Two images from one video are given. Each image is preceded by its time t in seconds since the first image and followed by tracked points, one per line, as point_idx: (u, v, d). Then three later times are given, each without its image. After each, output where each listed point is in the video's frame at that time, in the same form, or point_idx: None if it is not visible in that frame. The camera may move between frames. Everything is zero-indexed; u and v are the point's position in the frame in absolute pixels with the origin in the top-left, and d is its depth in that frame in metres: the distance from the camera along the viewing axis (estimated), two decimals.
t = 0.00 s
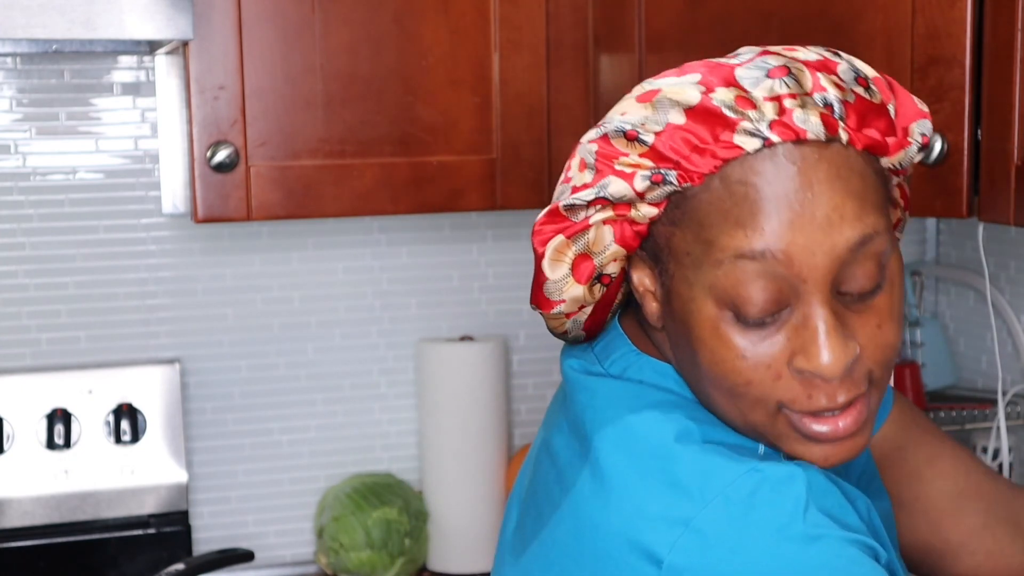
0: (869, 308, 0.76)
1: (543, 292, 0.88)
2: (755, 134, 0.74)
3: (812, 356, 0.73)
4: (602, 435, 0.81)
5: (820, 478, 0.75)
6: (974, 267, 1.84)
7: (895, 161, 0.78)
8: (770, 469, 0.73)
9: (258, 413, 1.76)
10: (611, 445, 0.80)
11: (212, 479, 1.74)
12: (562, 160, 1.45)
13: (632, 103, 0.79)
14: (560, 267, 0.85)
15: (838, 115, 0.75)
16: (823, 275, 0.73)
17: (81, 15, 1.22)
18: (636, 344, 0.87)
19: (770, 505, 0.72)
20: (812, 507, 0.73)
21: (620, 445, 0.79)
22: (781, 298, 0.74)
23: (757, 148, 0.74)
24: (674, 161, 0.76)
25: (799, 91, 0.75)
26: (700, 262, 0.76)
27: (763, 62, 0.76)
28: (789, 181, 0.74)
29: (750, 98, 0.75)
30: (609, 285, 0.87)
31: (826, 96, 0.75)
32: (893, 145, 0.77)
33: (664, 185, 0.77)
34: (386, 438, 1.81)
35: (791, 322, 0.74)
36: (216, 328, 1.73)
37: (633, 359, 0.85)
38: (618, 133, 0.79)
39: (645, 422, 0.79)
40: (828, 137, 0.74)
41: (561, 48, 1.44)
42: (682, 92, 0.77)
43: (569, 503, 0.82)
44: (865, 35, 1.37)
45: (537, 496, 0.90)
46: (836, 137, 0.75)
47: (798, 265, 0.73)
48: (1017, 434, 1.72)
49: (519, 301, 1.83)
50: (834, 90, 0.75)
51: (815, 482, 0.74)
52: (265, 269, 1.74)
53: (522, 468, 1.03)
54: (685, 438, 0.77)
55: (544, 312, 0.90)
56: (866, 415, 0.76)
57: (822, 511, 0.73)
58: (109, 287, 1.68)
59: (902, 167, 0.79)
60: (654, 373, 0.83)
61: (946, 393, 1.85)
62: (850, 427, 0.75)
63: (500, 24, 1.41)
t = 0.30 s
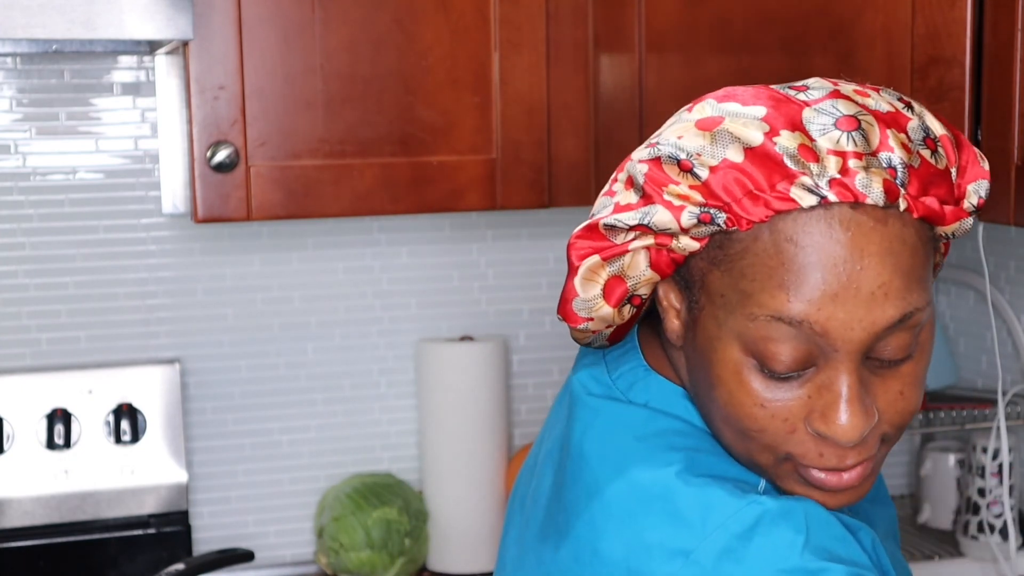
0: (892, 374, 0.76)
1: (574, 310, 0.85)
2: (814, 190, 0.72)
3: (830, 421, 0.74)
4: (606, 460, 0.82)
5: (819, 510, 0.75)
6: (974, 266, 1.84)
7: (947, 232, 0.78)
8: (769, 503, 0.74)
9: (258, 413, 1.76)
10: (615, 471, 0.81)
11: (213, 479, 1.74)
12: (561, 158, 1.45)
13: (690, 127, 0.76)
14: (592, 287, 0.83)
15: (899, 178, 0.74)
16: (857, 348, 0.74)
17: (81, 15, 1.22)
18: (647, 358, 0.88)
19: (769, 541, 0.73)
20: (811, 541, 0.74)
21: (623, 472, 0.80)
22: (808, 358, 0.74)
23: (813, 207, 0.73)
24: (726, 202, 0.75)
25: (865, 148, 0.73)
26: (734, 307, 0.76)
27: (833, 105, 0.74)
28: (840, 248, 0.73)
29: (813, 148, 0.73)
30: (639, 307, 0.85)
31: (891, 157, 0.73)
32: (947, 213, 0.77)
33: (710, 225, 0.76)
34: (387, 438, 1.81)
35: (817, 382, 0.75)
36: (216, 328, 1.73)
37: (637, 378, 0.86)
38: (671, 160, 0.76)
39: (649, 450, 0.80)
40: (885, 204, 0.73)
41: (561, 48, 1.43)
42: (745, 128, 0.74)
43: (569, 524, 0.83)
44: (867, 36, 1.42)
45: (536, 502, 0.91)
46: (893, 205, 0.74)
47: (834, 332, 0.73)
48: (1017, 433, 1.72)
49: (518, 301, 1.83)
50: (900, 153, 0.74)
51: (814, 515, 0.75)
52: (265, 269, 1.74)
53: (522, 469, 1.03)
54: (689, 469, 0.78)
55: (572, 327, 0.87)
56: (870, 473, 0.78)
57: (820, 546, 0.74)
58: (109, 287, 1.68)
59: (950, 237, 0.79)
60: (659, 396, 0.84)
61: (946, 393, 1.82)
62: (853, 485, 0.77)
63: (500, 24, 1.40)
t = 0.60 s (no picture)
0: (891, 384, 0.74)
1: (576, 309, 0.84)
2: (819, 200, 0.70)
3: (823, 433, 0.73)
4: (599, 462, 0.81)
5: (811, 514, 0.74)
6: (974, 266, 1.84)
7: (953, 245, 0.75)
8: (759, 505, 0.73)
9: (258, 413, 1.76)
10: (608, 473, 0.80)
11: (213, 479, 1.74)
12: (562, 156, 1.45)
13: (697, 129, 0.74)
14: (593, 286, 0.82)
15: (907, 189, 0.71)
16: (855, 362, 0.72)
17: (81, 15, 1.22)
18: (646, 360, 0.87)
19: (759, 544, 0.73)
20: (801, 545, 0.73)
21: (615, 474, 0.79)
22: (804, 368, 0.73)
23: (818, 215, 0.71)
24: (730, 208, 0.72)
25: (872, 158, 0.71)
26: (733, 313, 0.74)
27: (842, 113, 0.71)
28: (842, 260, 0.71)
29: (821, 156, 0.71)
30: (640, 306, 0.84)
31: (900, 167, 0.71)
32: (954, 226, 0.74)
33: (714, 229, 0.74)
34: (386, 438, 1.81)
35: (814, 392, 0.73)
36: (216, 328, 1.73)
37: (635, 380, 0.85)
38: (677, 162, 0.74)
39: (641, 452, 0.79)
40: (890, 217, 0.71)
41: (560, 48, 1.43)
42: (753, 133, 0.71)
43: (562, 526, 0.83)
44: (866, 36, 1.42)
45: (532, 505, 0.91)
46: (899, 217, 0.71)
47: (831, 345, 0.71)
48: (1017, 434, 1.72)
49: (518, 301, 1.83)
50: (907, 163, 0.71)
51: (805, 518, 0.74)
52: (265, 269, 1.74)
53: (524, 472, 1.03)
54: (679, 472, 0.77)
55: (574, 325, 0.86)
56: (866, 482, 0.76)
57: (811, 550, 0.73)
58: (109, 287, 1.68)
59: (957, 249, 0.77)
60: (656, 398, 0.83)
61: (946, 393, 1.81)
62: (847, 494, 0.75)
63: (500, 24, 1.40)
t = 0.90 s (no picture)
0: (905, 389, 0.74)
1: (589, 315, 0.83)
2: (835, 206, 0.70)
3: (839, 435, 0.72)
4: (608, 465, 0.81)
5: (819, 520, 0.74)
6: (974, 266, 1.84)
7: (967, 249, 0.75)
8: (768, 508, 0.74)
9: (258, 413, 1.76)
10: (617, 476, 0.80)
11: (213, 479, 1.74)
12: (561, 156, 1.48)
13: (712, 134, 0.74)
14: (606, 293, 0.82)
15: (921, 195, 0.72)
16: (871, 368, 0.72)
17: (81, 15, 1.22)
18: (653, 363, 0.87)
19: (767, 547, 0.73)
20: (810, 551, 0.73)
21: (624, 477, 0.80)
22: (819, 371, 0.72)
23: (834, 222, 0.71)
24: (744, 214, 0.73)
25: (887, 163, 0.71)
26: (748, 320, 0.74)
27: (856, 118, 0.72)
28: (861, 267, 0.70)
29: (836, 161, 0.71)
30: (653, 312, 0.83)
31: (914, 173, 0.71)
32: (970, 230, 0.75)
33: (728, 236, 0.74)
34: (386, 438, 1.81)
35: (828, 398, 0.73)
36: (216, 328, 1.73)
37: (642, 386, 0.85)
38: (691, 168, 0.74)
39: (650, 456, 0.79)
40: (906, 222, 0.71)
41: (560, 47, 1.46)
42: (767, 139, 0.72)
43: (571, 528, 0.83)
44: (865, 36, 1.27)
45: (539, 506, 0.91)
46: (913, 223, 0.71)
47: (847, 351, 0.71)
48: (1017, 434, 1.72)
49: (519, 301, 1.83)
50: (922, 168, 0.72)
51: (814, 521, 0.74)
52: (265, 269, 1.74)
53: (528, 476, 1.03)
54: (688, 476, 0.77)
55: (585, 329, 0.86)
56: (874, 485, 0.76)
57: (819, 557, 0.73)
58: (109, 287, 1.68)
59: (972, 254, 0.77)
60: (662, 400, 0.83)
61: (946, 392, 1.81)
62: (856, 496, 0.75)
63: (500, 24, 1.41)
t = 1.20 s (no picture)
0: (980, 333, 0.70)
1: (699, 329, 0.71)
2: (939, 162, 0.65)
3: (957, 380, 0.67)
4: (618, 437, 0.74)
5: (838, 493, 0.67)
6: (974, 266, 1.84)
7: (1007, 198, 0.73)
8: (785, 476, 0.66)
9: (258, 413, 1.76)
10: (621, 444, 0.73)
11: (213, 479, 1.74)
12: (561, 156, 1.48)
13: (800, 111, 0.67)
14: (730, 291, 0.69)
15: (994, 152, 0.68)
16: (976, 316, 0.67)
17: (81, 15, 1.22)
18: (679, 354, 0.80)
19: (783, 515, 0.65)
20: (828, 521, 0.65)
21: (629, 445, 0.72)
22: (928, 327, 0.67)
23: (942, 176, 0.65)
24: (864, 183, 0.66)
25: (965, 120, 0.67)
26: (860, 286, 0.66)
27: (910, 83, 0.68)
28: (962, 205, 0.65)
29: (925, 123, 0.66)
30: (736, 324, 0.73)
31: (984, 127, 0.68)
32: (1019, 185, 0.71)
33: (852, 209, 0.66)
34: (386, 438, 1.81)
35: (937, 354, 0.67)
36: (216, 328, 1.73)
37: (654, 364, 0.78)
38: (799, 148, 0.67)
39: (658, 422, 0.72)
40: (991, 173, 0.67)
41: (561, 47, 1.46)
42: (857, 105, 0.66)
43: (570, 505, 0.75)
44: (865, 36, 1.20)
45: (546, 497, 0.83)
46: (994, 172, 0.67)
47: (966, 299, 0.66)
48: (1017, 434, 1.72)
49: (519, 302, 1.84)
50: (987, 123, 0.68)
51: (830, 494, 0.66)
52: (265, 269, 1.74)
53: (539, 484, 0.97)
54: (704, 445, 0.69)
55: (682, 347, 0.73)
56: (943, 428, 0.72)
57: (840, 531, 0.65)
58: (109, 287, 1.68)
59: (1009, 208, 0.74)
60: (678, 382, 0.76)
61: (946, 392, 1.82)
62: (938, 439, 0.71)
63: (500, 24, 1.41)
